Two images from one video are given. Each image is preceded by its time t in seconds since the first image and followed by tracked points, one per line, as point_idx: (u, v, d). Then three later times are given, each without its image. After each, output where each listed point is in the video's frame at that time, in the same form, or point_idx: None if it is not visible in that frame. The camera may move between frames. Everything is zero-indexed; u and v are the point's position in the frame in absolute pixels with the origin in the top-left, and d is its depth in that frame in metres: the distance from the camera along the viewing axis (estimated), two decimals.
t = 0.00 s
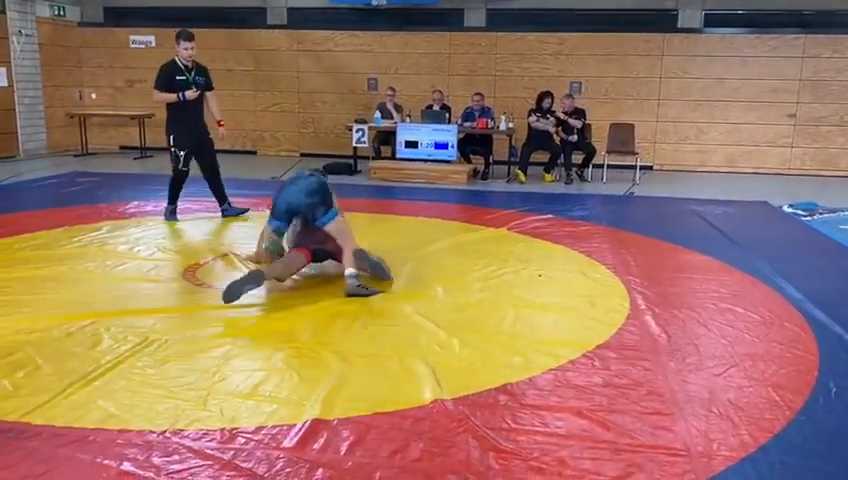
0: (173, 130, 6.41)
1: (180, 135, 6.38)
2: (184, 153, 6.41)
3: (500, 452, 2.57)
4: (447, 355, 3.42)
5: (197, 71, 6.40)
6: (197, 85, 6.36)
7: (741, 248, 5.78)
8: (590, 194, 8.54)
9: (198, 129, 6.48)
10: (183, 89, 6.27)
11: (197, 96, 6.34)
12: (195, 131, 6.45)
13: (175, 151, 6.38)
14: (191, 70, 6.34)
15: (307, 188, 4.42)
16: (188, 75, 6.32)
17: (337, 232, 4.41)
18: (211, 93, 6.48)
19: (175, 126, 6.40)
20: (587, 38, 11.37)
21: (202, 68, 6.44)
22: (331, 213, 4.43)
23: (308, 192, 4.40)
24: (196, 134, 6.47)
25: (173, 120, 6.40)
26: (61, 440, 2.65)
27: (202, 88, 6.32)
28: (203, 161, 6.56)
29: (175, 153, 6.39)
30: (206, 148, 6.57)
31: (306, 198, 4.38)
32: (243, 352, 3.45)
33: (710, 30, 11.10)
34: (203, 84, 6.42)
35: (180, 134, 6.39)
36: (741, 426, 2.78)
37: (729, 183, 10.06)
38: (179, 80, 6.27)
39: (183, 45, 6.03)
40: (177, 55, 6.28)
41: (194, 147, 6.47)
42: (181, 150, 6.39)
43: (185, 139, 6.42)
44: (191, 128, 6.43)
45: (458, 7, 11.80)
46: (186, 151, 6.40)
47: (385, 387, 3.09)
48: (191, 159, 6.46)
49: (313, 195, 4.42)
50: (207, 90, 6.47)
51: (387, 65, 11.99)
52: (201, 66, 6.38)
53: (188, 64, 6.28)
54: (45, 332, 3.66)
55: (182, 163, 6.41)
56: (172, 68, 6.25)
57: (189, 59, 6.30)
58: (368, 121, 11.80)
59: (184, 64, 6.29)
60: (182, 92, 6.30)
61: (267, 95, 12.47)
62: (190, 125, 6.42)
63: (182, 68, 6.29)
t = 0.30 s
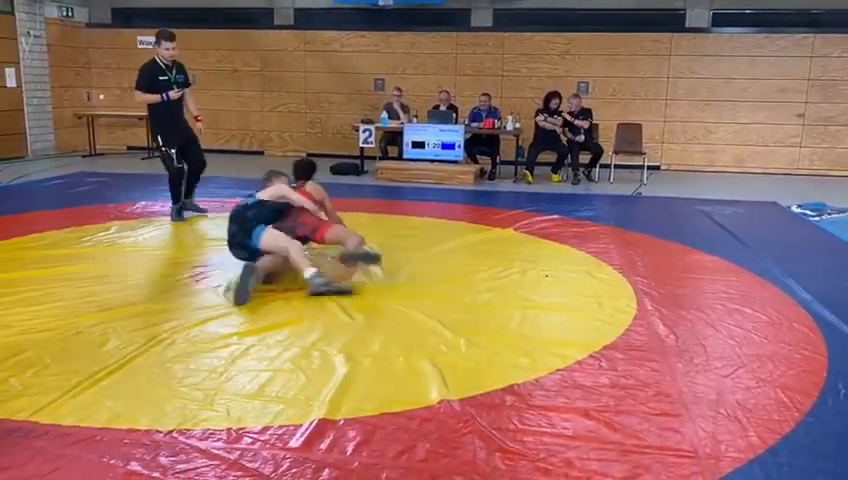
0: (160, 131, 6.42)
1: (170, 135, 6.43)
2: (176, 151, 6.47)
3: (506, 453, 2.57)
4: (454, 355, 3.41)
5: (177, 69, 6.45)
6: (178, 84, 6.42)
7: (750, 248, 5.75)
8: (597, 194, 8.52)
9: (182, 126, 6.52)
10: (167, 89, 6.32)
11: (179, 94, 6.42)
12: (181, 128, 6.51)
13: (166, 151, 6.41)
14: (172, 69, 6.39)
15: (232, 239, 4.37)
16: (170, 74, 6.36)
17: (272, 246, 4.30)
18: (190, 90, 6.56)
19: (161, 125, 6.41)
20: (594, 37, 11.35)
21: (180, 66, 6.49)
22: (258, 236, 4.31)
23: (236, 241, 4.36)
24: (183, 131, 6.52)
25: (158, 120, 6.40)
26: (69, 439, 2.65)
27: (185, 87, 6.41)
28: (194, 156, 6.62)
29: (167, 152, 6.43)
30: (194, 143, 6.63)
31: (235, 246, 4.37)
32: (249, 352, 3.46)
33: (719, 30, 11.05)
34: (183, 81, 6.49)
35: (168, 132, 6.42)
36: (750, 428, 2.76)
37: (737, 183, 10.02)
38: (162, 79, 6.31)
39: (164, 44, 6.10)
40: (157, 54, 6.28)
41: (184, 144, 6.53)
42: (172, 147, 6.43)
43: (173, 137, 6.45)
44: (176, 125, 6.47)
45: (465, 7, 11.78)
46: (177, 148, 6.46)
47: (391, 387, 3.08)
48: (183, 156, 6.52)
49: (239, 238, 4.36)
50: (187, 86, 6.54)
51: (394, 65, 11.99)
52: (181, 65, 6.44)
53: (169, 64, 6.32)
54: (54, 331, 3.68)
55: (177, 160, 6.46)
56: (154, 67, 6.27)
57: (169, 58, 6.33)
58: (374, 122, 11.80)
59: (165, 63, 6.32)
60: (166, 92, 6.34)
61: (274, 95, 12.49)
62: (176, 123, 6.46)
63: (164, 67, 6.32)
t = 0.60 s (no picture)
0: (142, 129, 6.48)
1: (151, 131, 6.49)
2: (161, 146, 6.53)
3: (517, 455, 2.56)
4: (465, 357, 3.41)
5: (164, 73, 6.49)
6: (164, 88, 6.47)
7: (764, 251, 5.71)
8: (610, 196, 8.48)
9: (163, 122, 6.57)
10: (152, 92, 6.38)
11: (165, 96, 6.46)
12: (164, 125, 6.58)
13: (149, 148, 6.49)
14: (158, 72, 6.44)
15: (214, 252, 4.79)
16: (156, 77, 6.42)
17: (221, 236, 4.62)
18: (177, 93, 6.60)
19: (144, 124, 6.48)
20: (606, 39, 11.31)
21: (167, 69, 6.53)
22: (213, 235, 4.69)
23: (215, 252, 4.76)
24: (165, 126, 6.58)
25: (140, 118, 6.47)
26: (82, 438, 2.67)
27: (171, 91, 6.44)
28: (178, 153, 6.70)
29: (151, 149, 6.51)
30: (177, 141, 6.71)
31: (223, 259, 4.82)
32: (261, 353, 3.47)
33: (732, 31, 10.98)
34: (170, 84, 6.53)
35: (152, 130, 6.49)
36: (764, 432, 2.74)
37: (751, 185, 9.96)
38: (147, 83, 6.37)
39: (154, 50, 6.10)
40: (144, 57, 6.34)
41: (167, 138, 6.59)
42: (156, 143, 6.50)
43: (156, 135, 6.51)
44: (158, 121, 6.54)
45: (478, 8, 11.80)
46: (160, 144, 6.52)
47: (402, 389, 3.09)
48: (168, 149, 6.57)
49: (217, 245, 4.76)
50: (174, 90, 6.58)
51: (406, 67, 12.00)
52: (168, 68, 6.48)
53: (155, 68, 6.37)
54: (70, 330, 3.71)
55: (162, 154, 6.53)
56: (139, 70, 6.33)
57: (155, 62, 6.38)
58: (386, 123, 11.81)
59: (151, 67, 6.37)
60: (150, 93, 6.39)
61: (286, 96, 12.54)
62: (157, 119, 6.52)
63: (150, 71, 6.38)
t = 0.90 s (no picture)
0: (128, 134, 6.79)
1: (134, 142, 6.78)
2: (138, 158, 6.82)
3: (537, 459, 2.56)
4: (485, 360, 3.41)
5: (150, 80, 6.81)
6: (151, 93, 6.78)
7: (787, 257, 5.65)
8: (630, 200, 8.44)
9: (150, 136, 6.85)
10: (138, 96, 6.65)
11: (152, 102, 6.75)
12: (150, 138, 6.84)
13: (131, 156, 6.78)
14: (146, 78, 6.75)
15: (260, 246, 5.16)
16: (144, 83, 6.73)
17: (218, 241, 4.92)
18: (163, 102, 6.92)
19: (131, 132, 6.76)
20: (628, 43, 11.27)
21: (153, 76, 6.86)
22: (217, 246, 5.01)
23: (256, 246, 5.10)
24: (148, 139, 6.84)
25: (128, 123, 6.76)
26: (106, 435, 2.71)
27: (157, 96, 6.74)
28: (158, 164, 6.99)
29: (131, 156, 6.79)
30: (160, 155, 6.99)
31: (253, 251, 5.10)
32: (282, 353, 3.50)
33: (756, 35, 10.88)
34: (156, 91, 6.85)
35: (136, 139, 6.77)
36: (787, 439, 2.71)
37: (774, 191, 9.85)
38: (134, 88, 6.66)
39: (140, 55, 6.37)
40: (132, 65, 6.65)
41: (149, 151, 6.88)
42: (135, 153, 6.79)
43: (141, 144, 6.80)
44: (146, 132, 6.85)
45: (499, 12, 11.80)
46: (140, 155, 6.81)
47: (422, 391, 3.09)
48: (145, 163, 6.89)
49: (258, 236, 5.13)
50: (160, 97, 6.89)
51: (426, 70, 12.03)
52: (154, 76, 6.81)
53: (143, 74, 6.70)
54: (94, 329, 3.76)
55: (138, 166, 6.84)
56: (128, 75, 6.64)
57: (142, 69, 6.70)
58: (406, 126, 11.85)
59: (139, 73, 6.68)
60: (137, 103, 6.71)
61: (307, 100, 12.61)
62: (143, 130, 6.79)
63: (138, 77, 6.68)
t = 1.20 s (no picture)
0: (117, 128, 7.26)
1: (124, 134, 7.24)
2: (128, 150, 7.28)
3: (561, 467, 2.54)
4: (508, 366, 3.40)
5: (141, 77, 7.29)
6: (141, 89, 7.24)
7: (816, 266, 5.56)
8: (655, 206, 8.38)
9: (137, 129, 7.35)
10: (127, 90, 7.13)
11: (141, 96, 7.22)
12: (137, 131, 7.35)
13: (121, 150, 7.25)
14: (136, 75, 7.24)
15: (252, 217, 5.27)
16: (134, 80, 7.21)
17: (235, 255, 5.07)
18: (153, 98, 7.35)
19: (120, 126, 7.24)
20: (654, 48, 11.20)
21: (144, 75, 7.34)
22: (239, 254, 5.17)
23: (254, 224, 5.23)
24: (136, 133, 7.33)
25: (117, 116, 7.24)
26: (133, 434, 2.75)
27: (147, 92, 7.23)
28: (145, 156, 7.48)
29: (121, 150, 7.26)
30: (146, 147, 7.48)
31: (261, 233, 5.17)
32: (306, 356, 3.52)
33: (785, 41, 10.74)
34: (146, 88, 7.32)
35: (126, 132, 7.25)
36: (816, 451, 2.67)
37: (803, 198, 9.71)
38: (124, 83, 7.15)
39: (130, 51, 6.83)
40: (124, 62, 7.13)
41: (137, 144, 7.37)
42: (125, 146, 7.26)
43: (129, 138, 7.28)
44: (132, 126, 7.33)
45: (523, 16, 11.69)
46: (129, 148, 7.29)
47: (445, 395, 3.09)
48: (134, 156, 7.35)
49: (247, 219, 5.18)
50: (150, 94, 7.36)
51: (450, 75, 12.04)
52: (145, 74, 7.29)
53: (133, 71, 7.18)
54: (121, 329, 3.81)
55: (128, 157, 7.29)
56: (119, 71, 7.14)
57: (133, 66, 7.17)
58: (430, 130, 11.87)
59: (129, 70, 7.18)
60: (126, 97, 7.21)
61: (332, 103, 12.69)
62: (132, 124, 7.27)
63: (128, 73, 7.16)
